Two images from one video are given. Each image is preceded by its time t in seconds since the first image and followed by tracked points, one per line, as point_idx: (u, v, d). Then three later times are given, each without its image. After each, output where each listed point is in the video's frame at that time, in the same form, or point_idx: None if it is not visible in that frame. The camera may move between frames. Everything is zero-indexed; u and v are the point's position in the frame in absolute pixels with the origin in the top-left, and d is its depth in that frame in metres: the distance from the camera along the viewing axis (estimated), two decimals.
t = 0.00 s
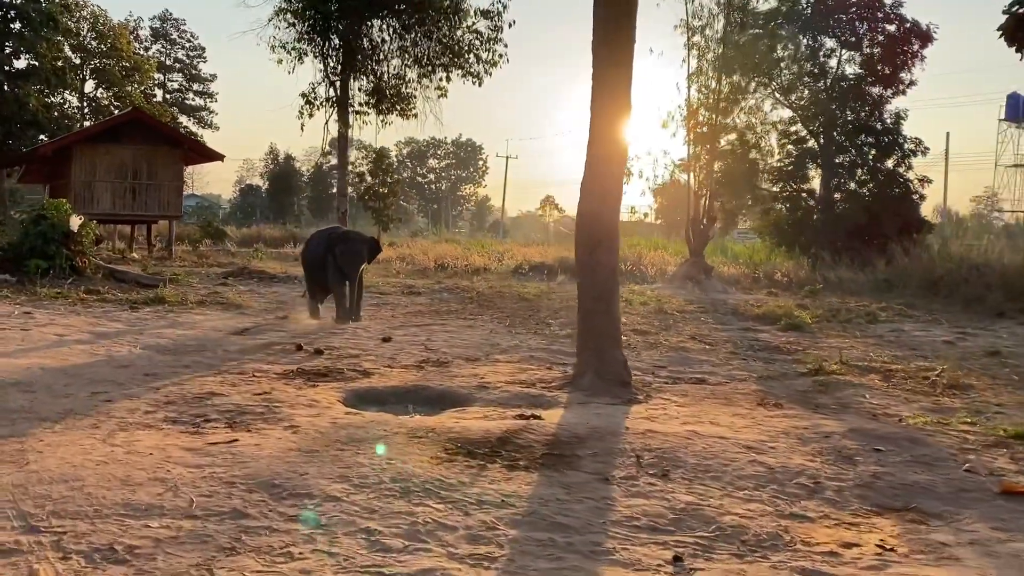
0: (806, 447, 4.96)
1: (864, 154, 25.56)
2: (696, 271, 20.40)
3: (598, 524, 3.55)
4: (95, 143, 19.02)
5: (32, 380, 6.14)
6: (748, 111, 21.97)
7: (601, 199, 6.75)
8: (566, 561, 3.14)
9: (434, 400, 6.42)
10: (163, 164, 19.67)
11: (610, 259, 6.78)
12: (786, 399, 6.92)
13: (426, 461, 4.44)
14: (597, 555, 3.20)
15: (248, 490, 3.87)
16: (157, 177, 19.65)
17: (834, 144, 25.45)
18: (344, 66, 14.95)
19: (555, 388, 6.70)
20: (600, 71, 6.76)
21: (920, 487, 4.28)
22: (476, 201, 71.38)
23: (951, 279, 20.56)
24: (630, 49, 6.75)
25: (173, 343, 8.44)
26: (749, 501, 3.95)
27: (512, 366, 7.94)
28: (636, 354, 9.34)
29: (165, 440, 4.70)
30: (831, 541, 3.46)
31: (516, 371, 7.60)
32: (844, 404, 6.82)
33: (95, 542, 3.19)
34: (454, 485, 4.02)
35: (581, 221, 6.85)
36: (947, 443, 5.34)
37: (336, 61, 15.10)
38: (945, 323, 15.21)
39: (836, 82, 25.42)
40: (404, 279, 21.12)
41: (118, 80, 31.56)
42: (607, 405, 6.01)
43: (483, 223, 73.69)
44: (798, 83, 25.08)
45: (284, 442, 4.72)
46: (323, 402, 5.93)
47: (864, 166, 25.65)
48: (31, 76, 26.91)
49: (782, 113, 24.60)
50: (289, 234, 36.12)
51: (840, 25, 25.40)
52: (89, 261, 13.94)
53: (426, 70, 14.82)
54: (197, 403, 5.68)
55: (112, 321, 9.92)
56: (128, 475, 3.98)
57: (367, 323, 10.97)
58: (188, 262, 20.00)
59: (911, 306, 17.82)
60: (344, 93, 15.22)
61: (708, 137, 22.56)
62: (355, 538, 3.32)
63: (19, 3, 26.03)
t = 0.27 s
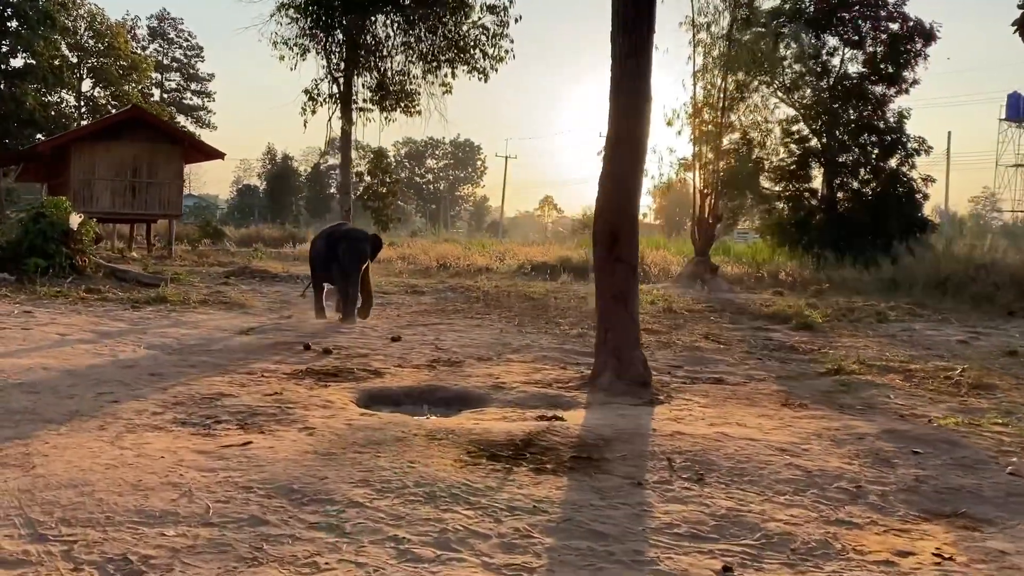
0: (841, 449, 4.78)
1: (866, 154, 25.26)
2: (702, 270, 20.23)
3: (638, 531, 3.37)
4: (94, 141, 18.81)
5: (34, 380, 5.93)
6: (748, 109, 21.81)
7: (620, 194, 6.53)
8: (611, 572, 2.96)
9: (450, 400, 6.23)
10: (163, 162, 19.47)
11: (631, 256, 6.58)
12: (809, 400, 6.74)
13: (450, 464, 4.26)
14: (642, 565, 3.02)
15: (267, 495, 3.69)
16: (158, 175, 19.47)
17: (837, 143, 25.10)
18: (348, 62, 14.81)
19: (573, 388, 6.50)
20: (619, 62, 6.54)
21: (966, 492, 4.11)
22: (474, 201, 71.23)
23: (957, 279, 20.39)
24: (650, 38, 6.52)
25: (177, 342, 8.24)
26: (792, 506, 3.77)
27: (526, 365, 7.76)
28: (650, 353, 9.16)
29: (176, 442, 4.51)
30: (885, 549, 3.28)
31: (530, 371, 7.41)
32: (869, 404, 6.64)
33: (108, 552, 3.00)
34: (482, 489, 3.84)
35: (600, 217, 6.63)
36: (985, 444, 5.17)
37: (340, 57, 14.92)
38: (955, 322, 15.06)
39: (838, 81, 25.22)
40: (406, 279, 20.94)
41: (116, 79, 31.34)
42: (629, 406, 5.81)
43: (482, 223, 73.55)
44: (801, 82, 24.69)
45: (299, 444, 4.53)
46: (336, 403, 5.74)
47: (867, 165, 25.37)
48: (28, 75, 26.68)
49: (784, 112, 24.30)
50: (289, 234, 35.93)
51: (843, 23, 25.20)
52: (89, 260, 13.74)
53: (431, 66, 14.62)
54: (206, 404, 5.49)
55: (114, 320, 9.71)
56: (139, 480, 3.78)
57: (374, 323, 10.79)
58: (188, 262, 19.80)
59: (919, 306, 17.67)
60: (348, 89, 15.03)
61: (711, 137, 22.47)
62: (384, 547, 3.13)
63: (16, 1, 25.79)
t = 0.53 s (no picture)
0: (881, 458, 4.59)
1: (868, 154, 25.07)
2: (707, 271, 20.08)
3: (682, 549, 3.18)
4: (93, 139, 18.58)
5: (38, 386, 5.73)
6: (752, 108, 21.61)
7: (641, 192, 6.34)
8: None
9: (466, 406, 6.03)
10: (163, 162, 19.26)
11: (651, 256, 6.39)
12: (835, 405, 6.55)
13: (478, 475, 4.06)
14: None
15: (287, 509, 3.49)
16: (157, 175, 19.25)
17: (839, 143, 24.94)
18: (351, 60, 14.65)
19: (593, 392, 6.29)
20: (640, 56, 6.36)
21: (1019, 504, 3.91)
22: (472, 202, 71.05)
23: (962, 280, 20.25)
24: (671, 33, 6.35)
25: (182, 345, 8.04)
26: (840, 520, 3.58)
27: (540, 369, 7.56)
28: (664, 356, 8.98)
29: (187, 452, 4.31)
30: (946, 569, 3.09)
31: (546, 374, 7.22)
32: (896, 409, 6.46)
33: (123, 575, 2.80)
34: (513, 502, 3.64)
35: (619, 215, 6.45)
36: None
37: (343, 54, 14.72)
38: (966, 324, 14.90)
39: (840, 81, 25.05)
40: (409, 279, 20.77)
41: (113, 79, 31.09)
42: (653, 413, 5.61)
43: (480, 224, 73.37)
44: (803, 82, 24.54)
45: (317, 454, 4.33)
46: (351, 409, 5.54)
47: (869, 164, 25.18)
48: (25, 75, 26.42)
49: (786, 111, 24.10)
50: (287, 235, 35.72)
51: (845, 23, 25.00)
52: (89, 261, 13.52)
53: (437, 64, 14.43)
54: (217, 411, 5.29)
55: (116, 323, 9.50)
56: (151, 494, 3.58)
57: (382, 325, 10.60)
58: (189, 262, 19.59)
59: (928, 307, 17.51)
60: (352, 87, 14.83)
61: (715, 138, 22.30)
62: (416, 568, 2.94)
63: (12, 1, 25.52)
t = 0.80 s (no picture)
0: (921, 464, 4.44)
1: (868, 154, 24.84)
2: (712, 271, 19.99)
3: (733, 563, 3.02)
4: (93, 139, 18.39)
5: (45, 390, 5.56)
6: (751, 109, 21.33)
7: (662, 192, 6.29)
8: None
9: (485, 409, 5.88)
10: (164, 161, 19.08)
11: (673, 254, 6.28)
12: (860, 408, 6.41)
13: (507, 483, 3.90)
14: None
15: (314, 521, 3.32)
16: (158, 175, 19.07)
17: (840, 143, 24.87)
18: (355, 58, 14.52)
19: (613, 396, 6.14)
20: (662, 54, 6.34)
21: None
22: (470, 202, 70.88)
23: (967, 280, 20.13)
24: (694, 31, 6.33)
25: (188, 347, 7.87)
26: (891, 531, 3.43)
27: (556, 371, 7.40)
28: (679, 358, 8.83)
29: (204, 459, 4.15)
30: None
31: (562, 377, 7.07)
32: (923, 412, 6.31)
33: None
34: (548, 512, 3.48)
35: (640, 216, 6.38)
36: None
37: (347, 53, 14.55)
38: (975, 324, 14.78)
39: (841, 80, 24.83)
40: (411, 280, 20.60)
41: (110, 78, 30.87)
42: (678, 418, 5.46)
43: (478, 224, 73.19)
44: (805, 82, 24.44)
45: (338, 461, 4.17)
46: (368, 413, 5.37)
47: (869, 164, 24.92)
48: (22, 75, 26.21)
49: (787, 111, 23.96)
50: (286, 236, 35.53)
51: (848, 22, 24.82)
52: (90, 262, 13.34)
53: (442, 62, 14.24)
54: (230, 416, 5.13)
55: (120, 324, 9.32)
56: (170, 504, 3.41)
57: (390, 326, 10.45)
58: (189, 263, 19.40)
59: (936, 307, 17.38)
60: (356, 86, 14.67)
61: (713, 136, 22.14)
62: None
63: None
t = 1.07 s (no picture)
0: (959, 475, 4.30)
1: (869, 155, 24.65)
2: (715, 273, 19.87)
3: None
4: (91, 139, 18.21)
5: (50, 398, 5.40)
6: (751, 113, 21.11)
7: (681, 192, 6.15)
8: None
9: (500, 416, 5.72)
10: (164, 161, 18.90)
11: (692, 257, 6.15)
12: (883, 413, 6.27)
13: (536, 497, 3.75)
14: None
15: (339, 538, 3.17)
16: (157, 175, 18.89)
17: (840, 143, 24.71)
18: (358, 57, 14.36)
19: (631, 403, 5.99)
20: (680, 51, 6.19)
21: None
22: (467, 202, 70.73)
23: (971, 280, 20.03)
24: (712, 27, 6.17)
25: (193, 351, 7.71)
26: (940, 548, 3.28)
27: (569, 376, 7.25)
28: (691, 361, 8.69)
29: (218, 471, 3.99)
30: None
31: (576, 382, 6.91)
32: (948, 418, 6.17)
33: None
34: (582, 529, 3.33)
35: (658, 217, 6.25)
36: None
37: (350, 52, 14.39)
38: (982, 326, 14.67)
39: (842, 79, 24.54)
40: (412, 282, 20.44)
41: (107, 78, 30.65)
42: (701, 425, 5.30)
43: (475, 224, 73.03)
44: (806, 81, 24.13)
45: (357, 472, 4.01)
46: (383, 420, 5.22)
47: (871, 164, 24.69)
48: (18, 75, 25.99)
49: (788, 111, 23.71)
50: (283, 238, 35.34)
51: (848, 22, 24.63)
52: (90, 264, 13.16)
53: (447, 62, 14.07)
54: (242, 424, 4.97)
55: (122, 328, 9.16)
56: (188, 521, 3.25)
57: (396, 329, 10.29)
58: (189, 264, 19.24)
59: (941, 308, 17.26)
60: (358, 85, 14.51)
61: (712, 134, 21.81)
62: None
63: None
